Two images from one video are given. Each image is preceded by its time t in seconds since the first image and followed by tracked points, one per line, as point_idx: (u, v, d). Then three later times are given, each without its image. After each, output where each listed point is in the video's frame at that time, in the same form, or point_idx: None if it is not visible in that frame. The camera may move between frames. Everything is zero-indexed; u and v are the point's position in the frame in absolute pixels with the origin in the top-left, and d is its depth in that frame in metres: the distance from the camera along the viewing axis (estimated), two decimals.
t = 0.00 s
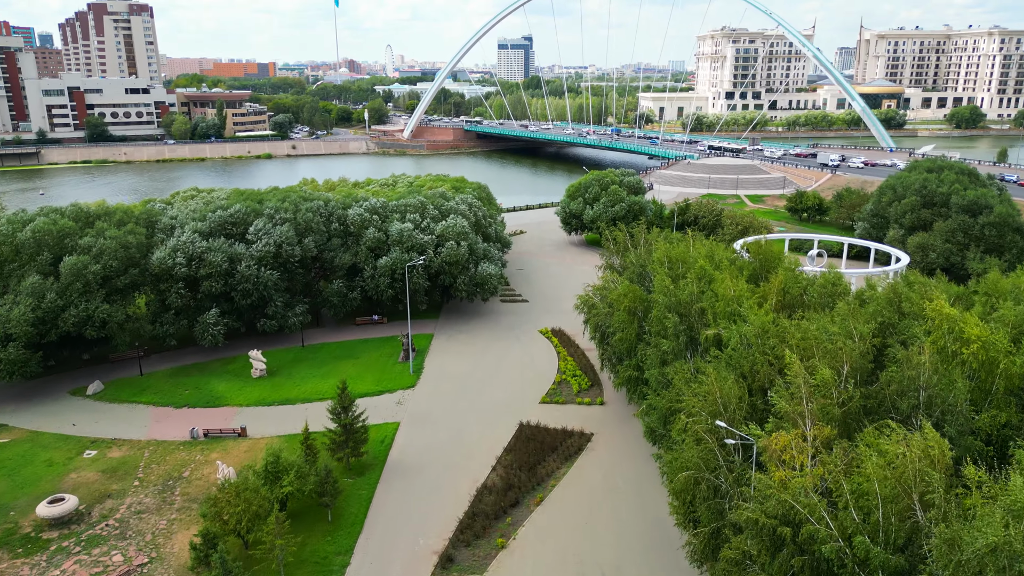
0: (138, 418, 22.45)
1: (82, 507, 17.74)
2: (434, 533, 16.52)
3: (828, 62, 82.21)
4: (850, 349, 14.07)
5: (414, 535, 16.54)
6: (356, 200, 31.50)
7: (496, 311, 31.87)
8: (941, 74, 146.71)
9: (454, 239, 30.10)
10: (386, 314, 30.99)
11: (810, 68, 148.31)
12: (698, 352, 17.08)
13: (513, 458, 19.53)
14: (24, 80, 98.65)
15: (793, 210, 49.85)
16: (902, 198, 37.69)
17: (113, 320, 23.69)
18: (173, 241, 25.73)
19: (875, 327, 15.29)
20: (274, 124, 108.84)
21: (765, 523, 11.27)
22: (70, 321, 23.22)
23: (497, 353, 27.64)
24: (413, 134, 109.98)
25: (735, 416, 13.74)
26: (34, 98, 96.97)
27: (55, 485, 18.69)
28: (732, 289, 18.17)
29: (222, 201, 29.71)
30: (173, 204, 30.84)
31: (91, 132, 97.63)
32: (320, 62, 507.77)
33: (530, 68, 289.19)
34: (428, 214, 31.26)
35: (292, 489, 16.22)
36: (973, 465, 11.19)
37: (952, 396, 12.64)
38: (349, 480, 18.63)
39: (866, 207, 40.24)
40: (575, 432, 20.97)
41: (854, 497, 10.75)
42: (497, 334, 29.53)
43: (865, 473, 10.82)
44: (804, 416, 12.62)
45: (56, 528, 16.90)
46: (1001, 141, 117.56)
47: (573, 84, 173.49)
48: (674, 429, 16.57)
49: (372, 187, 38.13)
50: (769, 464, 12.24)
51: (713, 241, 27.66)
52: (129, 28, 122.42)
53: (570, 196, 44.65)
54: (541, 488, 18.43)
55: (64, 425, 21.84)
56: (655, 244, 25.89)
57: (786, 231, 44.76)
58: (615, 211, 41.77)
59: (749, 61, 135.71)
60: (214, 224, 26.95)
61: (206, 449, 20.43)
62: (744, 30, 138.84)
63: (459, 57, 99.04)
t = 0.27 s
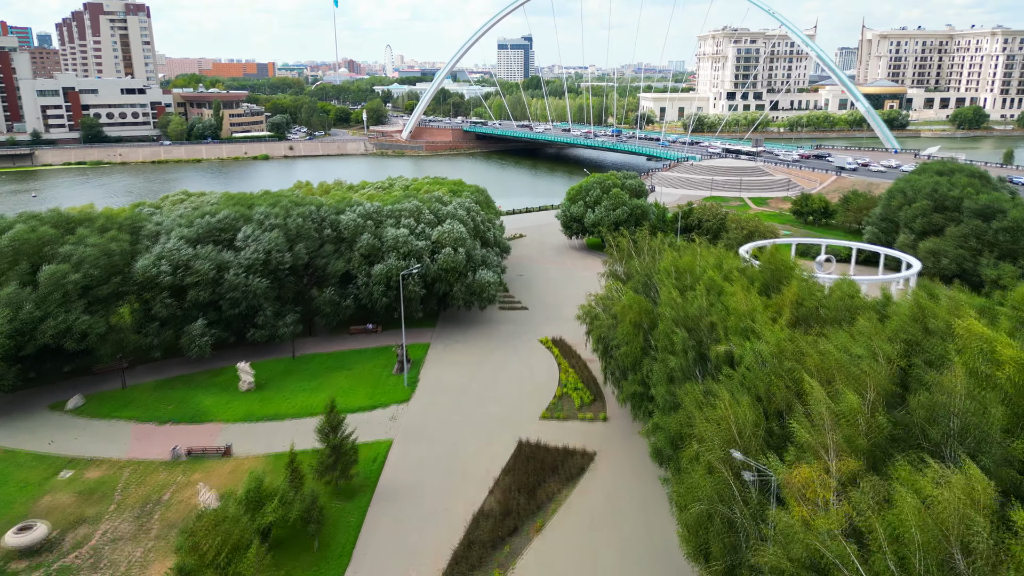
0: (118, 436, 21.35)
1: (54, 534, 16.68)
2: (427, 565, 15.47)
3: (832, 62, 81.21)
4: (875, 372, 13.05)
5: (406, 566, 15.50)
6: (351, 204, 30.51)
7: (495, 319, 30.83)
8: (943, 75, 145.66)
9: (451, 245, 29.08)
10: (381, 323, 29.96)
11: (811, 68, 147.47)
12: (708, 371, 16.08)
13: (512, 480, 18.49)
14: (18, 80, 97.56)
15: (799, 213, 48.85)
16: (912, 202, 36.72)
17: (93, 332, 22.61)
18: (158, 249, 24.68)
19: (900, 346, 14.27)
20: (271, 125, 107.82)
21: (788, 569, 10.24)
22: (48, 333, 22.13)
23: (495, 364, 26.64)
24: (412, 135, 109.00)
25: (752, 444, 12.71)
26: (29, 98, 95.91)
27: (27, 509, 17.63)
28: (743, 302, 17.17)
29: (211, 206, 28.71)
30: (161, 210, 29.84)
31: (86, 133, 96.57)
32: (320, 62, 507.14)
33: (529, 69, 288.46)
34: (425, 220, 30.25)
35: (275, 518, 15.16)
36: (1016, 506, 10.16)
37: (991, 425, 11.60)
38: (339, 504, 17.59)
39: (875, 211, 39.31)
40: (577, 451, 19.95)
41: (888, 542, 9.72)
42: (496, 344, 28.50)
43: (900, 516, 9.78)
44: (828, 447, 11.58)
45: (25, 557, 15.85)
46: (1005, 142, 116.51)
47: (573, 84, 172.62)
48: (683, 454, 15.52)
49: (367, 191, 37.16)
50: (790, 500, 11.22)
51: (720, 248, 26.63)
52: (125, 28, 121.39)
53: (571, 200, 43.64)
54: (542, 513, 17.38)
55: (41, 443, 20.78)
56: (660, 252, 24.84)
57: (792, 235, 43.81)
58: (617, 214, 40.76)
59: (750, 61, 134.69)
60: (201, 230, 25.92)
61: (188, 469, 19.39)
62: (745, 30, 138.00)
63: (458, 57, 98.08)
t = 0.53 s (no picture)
0: (98, 453, 20.42)
1: (26, 560, 15.79)
2: None
3: (835, 62, 80.36)
4: (900, 394, 12.14)
5: None
6: (345, 209, 29.62)
7: (493, 327, 29.90)
8: (946, 75, 144.81)
9: (447, 251, 28.18)
10: (376, 330, 29.05)
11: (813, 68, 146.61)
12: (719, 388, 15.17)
13: (509, 502, 17.58)
14: (13, 80, 96.62)
15: (804, 216, 47.96)
16: (921, 205, 35.72)
17: (75, 342, 21.69)
18: (143, 256, 23.80)
19: (925, 366, 13.34)
20: (269, 125, 106.91)
21: None
22: (26, 345, 21.16)
23: (494, 374, 25.70)
24: (411, 135, 108.09)
25: (768, 472, 11.80)
26: (23, 98, 95.00)
27: None
28: (754, 315, 16.24)
29: (200, 211, 27.82)
30: (149, 216, 28.97)
31: (82, 133, 95.62)
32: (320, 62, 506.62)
33: (529, 69, 287.68)
34: (421, 224, 29.34)
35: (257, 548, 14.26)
36: None
37: None
38: (327, 529, 16.67)
39: (883, 214, 38.31)
40: (578, 469, 19.02)
41: None
42: (494, 352, 27.55)
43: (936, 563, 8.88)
44: (851, 477, 10.68)
45: None
46: (1009, 142, 115.66)
47: (573, 84, 171.91)
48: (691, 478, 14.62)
49: (363, 195, 36.27)
50: (813, 537, 10.30)
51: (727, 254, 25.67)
52: (122, 28, 120.48)
53: (571, 203, 42.73)
54: (542, 539, 16.46)
55: (17, 461, 19.86)
56: (665, 259, 23.87)
57: (797, 239, 42.93)
58: (618, 218, 39.85)
59: (751, 62, 133.85)
60: (189, 237, 25.04)
61: (170, 490, 18.47)
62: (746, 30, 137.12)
63: (457, 57, 97.21)
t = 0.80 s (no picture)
0: (76, 473, 19.41)
1: None
2: None
3: (838, 62, 79.41)
4: (933, 423, 11.17)
5: None
6: (338, 213, 28.64)
7: (491, 335, 28.89)
8: (948, 75, 143.84)
9: (444, 257, 27.18)
10: (370, 340, 28.05)
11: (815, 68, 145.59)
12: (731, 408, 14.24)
13: (507, 528, 16.59)
14: (8, 80, 95.63)
15: (810, 218, 46.95)
16: (932, 209, 34.71)
17: (53, 355, 20.70)
18: (126, 263, 22.83)
19: (956, 390, 12.37)
20: (266, 126, 105.91)
21: None
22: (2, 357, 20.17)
23: (492, 386, 24.71)
24: (409, 136, 107.13)
25: (789, 508, 10.83)
26: (18, 98, 93.96)
27: None
28: (768, 330, 15.24)
29: (187, 216, 26.85)
30: (136, 222, 28.02)
31: (77, 134, 94.62)
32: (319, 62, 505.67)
33: (529, 69, 286.59)
34: (417, 229, 28.33)
35: None
36: None
37: None
38: (313, 558, 15.67)
39: (892, 218, 37.30)
40: (580, 491, 18.04)
41: None
42: (492, 363, 26.57)
43: None
44: (884, 517, 9.71)
45: None
46: (1012, 143, 114.73)
47: (573, 84, 170.97)
48: (703, 507, 13.60)
49: (357, 198, 35.28)
50: None
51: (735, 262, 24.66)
52: (118, 27, 119.47)
53: (571, 205, 41.79)
54: (541, 568, 15.50)
55: None
56: (671, 267, 22.85)
57: (803, 242, 41.96)
58: (620, 221, 38.93)
59: (752, 62, 132.92)
60: (175, 243, 24.07)
61: (149, 514, 17.49)
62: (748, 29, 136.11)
63: (456, 57, 96.30)
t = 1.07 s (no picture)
0: (51, 494, 18.39)
1: None
2: None
3: (841, 62, 78.50)
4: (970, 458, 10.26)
5: None
6: (331, 219, 27.73)
7: (490, 345, 27.86)
8: (950, 76, 142.95)
9: (441, 264, 26.16)
10: (363, 350, 27.03)
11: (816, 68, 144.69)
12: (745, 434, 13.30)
13: (506, 558, 15.57)
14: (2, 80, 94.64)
15: (816, 221, 45.99)
16: (943, 213, 33.73)
17: (29, 369, 19.71)
18: (108, 272, 21.86)
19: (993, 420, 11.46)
20: (263, 126, 104.87)
21: None
22: None
23: (491, 399, 23.70)
24: (408, 137, 106.17)
25: (814, 552, 9.89)
26: (12, 98, 92.82)
27: None
28: (784, 349, 14.31)
29: (174, 222, 25.89)
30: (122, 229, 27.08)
31: (72, 135, 93.57)
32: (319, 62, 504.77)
33: (529, 70, 285.61)
34: (413, 234, 27.31)
35: None
36: None
37: None
38: None
39: (901, 222, 36.33)
40: (584, 516, 17.05)
41: None
42: (490, 374, 25.55)
43: None
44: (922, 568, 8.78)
45: None
46: (1016, 144, 113.88)
47: (573, 84, 170.03)
48: (716, 540, 12.65)
49: (352, 203, 34.31)
50: None
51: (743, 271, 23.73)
52: (115, 27, 118.48)
53: (572, 209, 40.76)
54: None
55: None
56: (678, 278, 21.84)
57: (810, 247, 41.03)
58: (622, 225, 37.95)
59: (753, 62, 131.94)
60: (160, 251, 23.10)
61: (126, 540, 16.48)
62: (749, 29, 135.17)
63: (455, 57, 95.35)
